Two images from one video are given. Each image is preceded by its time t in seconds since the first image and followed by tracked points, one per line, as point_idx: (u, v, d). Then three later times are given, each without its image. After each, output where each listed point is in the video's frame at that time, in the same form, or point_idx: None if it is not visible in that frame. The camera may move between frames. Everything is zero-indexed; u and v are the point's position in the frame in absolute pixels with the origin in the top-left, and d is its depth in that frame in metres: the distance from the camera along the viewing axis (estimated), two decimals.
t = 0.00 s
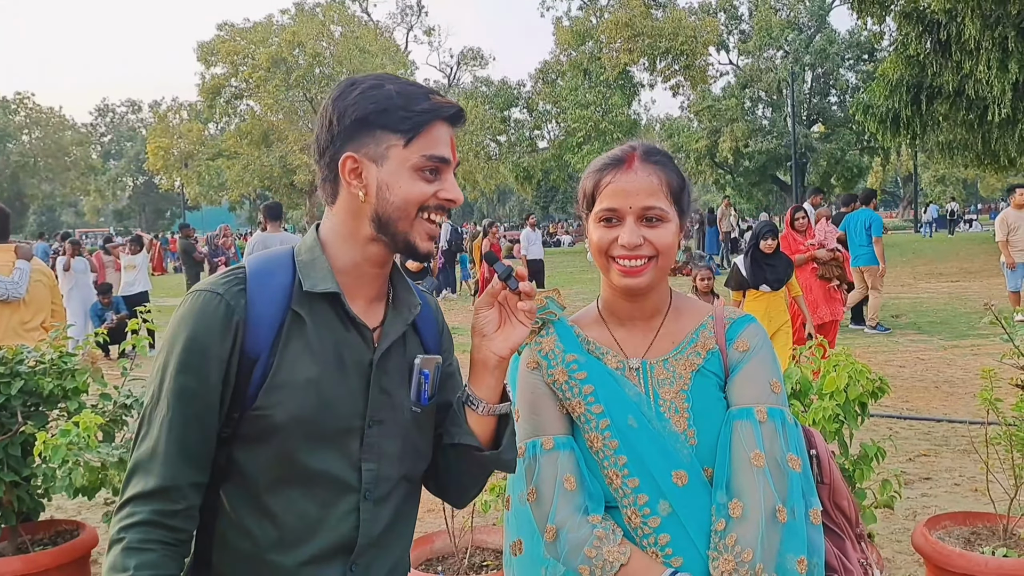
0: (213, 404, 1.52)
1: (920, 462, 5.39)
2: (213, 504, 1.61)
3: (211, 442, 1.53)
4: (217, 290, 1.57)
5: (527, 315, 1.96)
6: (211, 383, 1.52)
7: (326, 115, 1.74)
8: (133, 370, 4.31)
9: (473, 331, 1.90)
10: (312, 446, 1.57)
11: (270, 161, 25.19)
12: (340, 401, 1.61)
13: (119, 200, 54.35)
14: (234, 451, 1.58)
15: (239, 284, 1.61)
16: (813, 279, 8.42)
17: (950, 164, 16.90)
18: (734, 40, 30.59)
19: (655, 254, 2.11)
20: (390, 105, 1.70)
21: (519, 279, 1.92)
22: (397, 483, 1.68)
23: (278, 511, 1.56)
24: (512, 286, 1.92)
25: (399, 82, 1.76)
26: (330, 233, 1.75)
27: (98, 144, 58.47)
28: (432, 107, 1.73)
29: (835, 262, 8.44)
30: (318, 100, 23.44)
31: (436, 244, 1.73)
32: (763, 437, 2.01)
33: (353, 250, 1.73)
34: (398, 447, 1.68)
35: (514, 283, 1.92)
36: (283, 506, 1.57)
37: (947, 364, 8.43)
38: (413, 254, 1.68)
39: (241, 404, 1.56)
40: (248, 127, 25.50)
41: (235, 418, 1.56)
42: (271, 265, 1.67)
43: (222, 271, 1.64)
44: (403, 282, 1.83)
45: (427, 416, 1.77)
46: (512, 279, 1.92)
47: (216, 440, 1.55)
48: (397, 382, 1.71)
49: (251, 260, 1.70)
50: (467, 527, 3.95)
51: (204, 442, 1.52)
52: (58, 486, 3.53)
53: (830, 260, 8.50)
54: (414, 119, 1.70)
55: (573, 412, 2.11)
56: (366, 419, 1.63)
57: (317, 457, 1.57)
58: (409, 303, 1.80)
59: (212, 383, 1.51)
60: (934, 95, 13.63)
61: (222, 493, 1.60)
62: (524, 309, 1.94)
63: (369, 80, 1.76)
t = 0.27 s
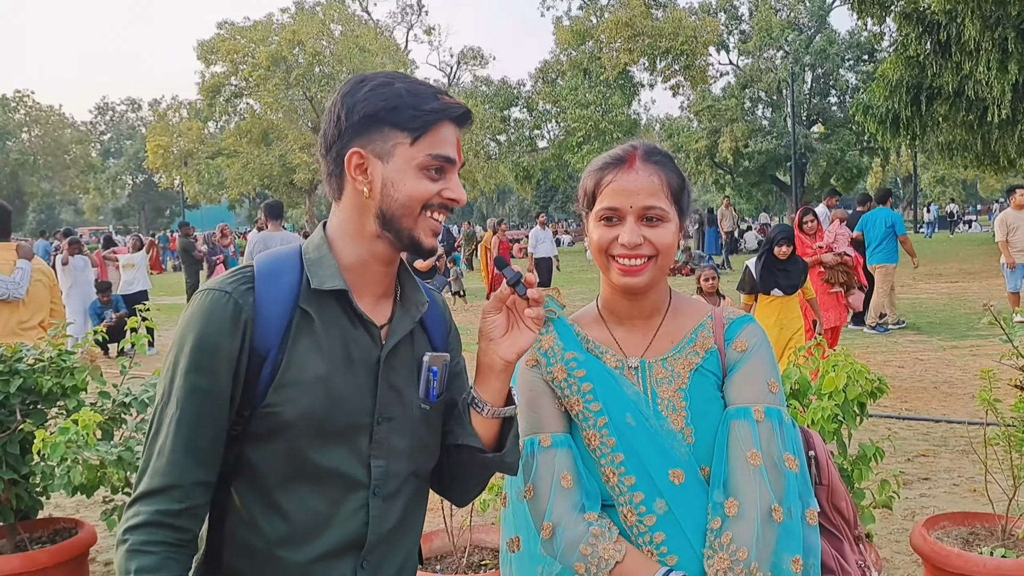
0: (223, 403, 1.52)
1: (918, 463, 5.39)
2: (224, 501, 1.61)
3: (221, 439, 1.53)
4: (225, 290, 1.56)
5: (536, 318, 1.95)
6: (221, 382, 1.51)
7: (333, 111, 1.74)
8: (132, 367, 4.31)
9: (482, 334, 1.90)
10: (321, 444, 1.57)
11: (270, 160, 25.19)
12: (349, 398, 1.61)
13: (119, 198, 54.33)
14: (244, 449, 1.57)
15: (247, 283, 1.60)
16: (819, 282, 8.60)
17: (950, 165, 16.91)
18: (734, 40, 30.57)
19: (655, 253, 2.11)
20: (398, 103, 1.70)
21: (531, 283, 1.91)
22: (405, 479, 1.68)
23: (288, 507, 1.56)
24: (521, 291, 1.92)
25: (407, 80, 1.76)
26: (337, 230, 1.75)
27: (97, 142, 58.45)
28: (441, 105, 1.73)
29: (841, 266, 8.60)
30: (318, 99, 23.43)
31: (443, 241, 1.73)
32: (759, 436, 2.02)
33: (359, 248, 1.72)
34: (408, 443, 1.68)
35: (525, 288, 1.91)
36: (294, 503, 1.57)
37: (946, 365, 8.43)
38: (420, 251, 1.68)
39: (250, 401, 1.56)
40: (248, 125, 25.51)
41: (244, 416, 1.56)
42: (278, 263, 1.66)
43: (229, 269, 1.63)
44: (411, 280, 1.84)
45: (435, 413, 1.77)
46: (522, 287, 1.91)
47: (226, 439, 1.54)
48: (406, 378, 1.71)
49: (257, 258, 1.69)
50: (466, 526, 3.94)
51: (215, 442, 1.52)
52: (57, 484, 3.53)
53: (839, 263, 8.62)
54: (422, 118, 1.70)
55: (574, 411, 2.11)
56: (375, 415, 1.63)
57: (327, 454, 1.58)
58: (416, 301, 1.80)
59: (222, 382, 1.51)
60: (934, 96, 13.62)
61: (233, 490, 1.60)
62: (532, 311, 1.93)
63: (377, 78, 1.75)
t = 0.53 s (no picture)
0: (227, 401, 1.52)
1: (916, 463, 5.39)
2: (229, 499, 1.61)
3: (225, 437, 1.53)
4: (226, 289, 1.56)
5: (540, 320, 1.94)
6: (224, 381, 1.51)
7: (330, 106, 1.74)
8: (131, 365, 4.30)
9: (487, 334, 1.89)
10: (325, 439, 1.57)
11: (269, 158, 25.17)
12: (352, 394, 1.60)
13: (118, 196, 54.32)
14: (249, 447, 1.57)
15: (248, 281, 1.60)
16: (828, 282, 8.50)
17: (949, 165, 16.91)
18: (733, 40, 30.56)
19: (656, 252, 2.11)
20: (395, 98, 1.70)
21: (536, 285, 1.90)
22: (411, 474, 1.68)
23: (295, 504, 1.56)
24: (530, 293, 1.90)
25: (403, 76, 1.76)
26: (336, 227, 1.75)
27: (97, 140, 58.43)
28: (437, 101, 1.73)
29: (850, 264, 8.51)
30: (318, 98, 23.42)
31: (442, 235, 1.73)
32: (753, 438, 2.01)
33: (359, 244, 1.72)
34: (412, 439, 1.68)
35: (532, 291, 1.90)
36: (300, 500, 1.57)
37: (945, 365, 8.43)
38: (417, 245, 1.68)
39: (254, 399, 1.55)
40: (247, 124, 25.51)
41: (247, 414, 1.56)
42: (279, 261, 1.66)
43: (229, 269, 1.63)
44: (411, 276, 1.84)
45: (439, 409, 1.77)
46: (531, 290, 1.90)
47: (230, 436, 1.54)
48: (409, 373, 1.72)
49: (258, 257, 1.69)
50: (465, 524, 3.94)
51: (219, 441, 1.52)
52: (56, 481, 3.53)
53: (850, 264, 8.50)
54: (419, 113, 1.70)
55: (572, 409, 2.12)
56: (380, 412, 1.63)
57: (332, 450, 1.57)
58: (417, 296, 1.80)
59: (226, 380, 1.51)
60: (934, 97, 13.63)
61: (239, 487, 1.59)
62: (535, 310, 1.92)
63: (374, 74, 1.75)
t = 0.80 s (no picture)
0: (223, 399, 1.51)
1: (915, 463, 5.39)
2: (228, 497, 1.61)
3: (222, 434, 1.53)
4: (222, 287, 1.56)
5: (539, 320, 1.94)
6: (221, 378, 1.51)
7: (328, 106, 1.74)
8: (130, 363, 4.30)
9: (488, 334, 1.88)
10: (325, 438, 1.57)
11: (269, 157, 25.15)
12: (350, 392, 1.60)
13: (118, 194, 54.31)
14: (248, 446, 1.57)
15: (244, 280, 1.60)
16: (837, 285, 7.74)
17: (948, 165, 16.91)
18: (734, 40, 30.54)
19: (657, 252, 2.10)
20: (393, 95, 1.70)
21: (538, 284, 1.90)
22: (410, 473, 1.67)
23: (294, 502, 1.56)
24: (529, 293, 1.90)
25: (399, 73, 1.75)
26: (334, 225, 1.75)
27: (97, 137, 58.44)
28: (434, 97, 1.73)
29: (861, 266, 7.74)
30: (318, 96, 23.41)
31: (441, 233, 1.73)
32: (752, 437, 2.01)
33: (356, 242, 1.72)
34: (411, 437, 1.68)
35: (531, 288, 1.89)
36: (299, 499, 1.57)
37: (944, 366, 8.42)
38: (417, 243, 1.68)
39: (251, 397, 1.55)
40: (248, 122, 25.52)
41: (245, 413, 1.56)
42: (277, 259, 1.66)
43: (226, 267, 1.63)
44: (409, 273, 1.83)
45: (438, 406, 1.76)
46: (535, 290, 1.87)
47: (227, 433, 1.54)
48: (407, 370, 1.71)
49: (256, 255, 1.69)
50: (463, 524, 3.94)
51: (215, 438, 1.51)
52: (54, 480, 3.53)
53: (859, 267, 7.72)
54: (416, 109, 1.70)
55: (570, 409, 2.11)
56: (378, 409, 1.63)
57: (331, 448, 1.57)
58: (415, 293, 1.80)
59: (222, 378, 1.51)
60: (934, 97, 13.63)
61: (238, 485, 1.59)
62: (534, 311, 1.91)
63: (369, 72, 1.75)
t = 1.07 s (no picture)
0: (215, 397, 1.50)
1: (915, 463, 5.39)
2: (222, 496, 1.60)
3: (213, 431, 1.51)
4: (214, 285, 1.55)
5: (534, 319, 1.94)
6: (211, 376, 1.50)
7: (323, 104, 1.73)
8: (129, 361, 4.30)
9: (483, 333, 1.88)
10: (323, 437, 1.57)
11: (269, 155, 25.13)
12: (346, 391, 1.60)
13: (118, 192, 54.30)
14: (242, 445, 1.57)
15: (237, 277, 1.59)
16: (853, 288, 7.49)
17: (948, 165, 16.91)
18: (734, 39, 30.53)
19: (658, 250, 2.10)
20: (389, 93, 1.69)
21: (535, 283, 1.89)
22: (406, 471, 1.67)
23: (290, 502, 1.56)
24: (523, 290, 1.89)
25: (395, 70, 1.75)
26: (328, 224, 1.74)
27: (97, 135, 58.42)
28: (430, 94, 1.73)
29: (878, 270, 7.48)
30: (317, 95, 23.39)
31: (438, 231, 1.72)
32: (753, 437, 2.01)
33: (350, 241, 1.72)
34: (407, 436, 1.67)
35: (525, 286, 1.89)
36: (295, 499, 1.56)
37: (944, 366, 8.42)
38: (415, 242, 1.68)
39: (244, 395, 1.55)
40: (248, 121, 25.50)
41: (238, 411, 1.55)
42: (271, 258, 1.66)
43: (219, 265, 1.62)
44: (403, 270, 1.83)
45: (433, 404, 1.76)
46: (527, 289, 1.87)
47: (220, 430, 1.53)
48: (402, 368, 1.71)
49: (251, 253, 1.68)
50: (462, 524, 3.93)
51: (205, 436, 1.50)
52: (52, 478, 3.52)
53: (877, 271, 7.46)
54: (412, 107, 1.69)
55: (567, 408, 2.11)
56: (373, 407, 1.63)
57: (328, 447, 1.57)
58: (409, 291, 1.79)
59: (212, 376, 1.50)
60: (934, 97, 13.63)
61: (232, 483, 1.59)
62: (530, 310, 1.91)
63: (364, 69, 1.75)
